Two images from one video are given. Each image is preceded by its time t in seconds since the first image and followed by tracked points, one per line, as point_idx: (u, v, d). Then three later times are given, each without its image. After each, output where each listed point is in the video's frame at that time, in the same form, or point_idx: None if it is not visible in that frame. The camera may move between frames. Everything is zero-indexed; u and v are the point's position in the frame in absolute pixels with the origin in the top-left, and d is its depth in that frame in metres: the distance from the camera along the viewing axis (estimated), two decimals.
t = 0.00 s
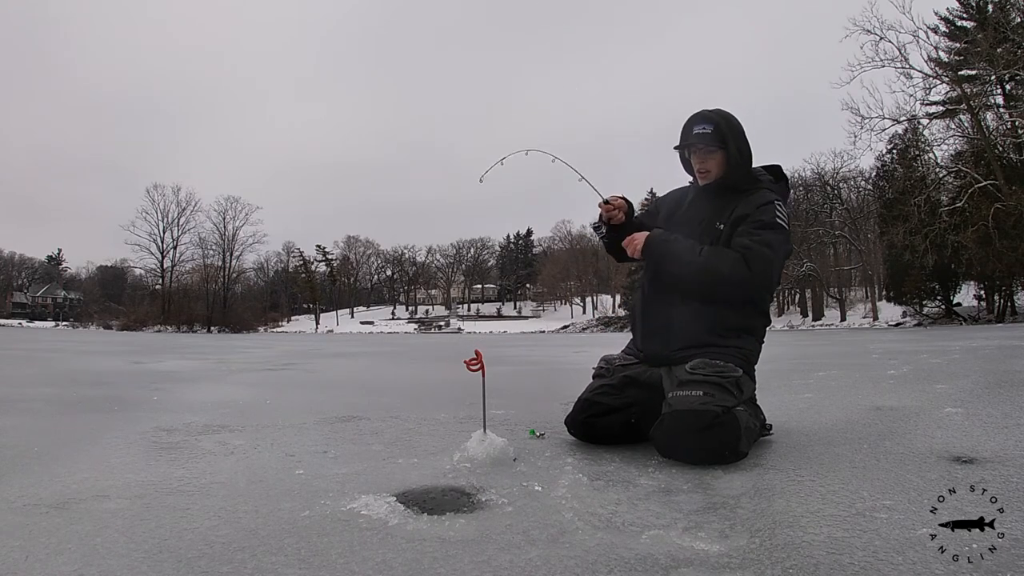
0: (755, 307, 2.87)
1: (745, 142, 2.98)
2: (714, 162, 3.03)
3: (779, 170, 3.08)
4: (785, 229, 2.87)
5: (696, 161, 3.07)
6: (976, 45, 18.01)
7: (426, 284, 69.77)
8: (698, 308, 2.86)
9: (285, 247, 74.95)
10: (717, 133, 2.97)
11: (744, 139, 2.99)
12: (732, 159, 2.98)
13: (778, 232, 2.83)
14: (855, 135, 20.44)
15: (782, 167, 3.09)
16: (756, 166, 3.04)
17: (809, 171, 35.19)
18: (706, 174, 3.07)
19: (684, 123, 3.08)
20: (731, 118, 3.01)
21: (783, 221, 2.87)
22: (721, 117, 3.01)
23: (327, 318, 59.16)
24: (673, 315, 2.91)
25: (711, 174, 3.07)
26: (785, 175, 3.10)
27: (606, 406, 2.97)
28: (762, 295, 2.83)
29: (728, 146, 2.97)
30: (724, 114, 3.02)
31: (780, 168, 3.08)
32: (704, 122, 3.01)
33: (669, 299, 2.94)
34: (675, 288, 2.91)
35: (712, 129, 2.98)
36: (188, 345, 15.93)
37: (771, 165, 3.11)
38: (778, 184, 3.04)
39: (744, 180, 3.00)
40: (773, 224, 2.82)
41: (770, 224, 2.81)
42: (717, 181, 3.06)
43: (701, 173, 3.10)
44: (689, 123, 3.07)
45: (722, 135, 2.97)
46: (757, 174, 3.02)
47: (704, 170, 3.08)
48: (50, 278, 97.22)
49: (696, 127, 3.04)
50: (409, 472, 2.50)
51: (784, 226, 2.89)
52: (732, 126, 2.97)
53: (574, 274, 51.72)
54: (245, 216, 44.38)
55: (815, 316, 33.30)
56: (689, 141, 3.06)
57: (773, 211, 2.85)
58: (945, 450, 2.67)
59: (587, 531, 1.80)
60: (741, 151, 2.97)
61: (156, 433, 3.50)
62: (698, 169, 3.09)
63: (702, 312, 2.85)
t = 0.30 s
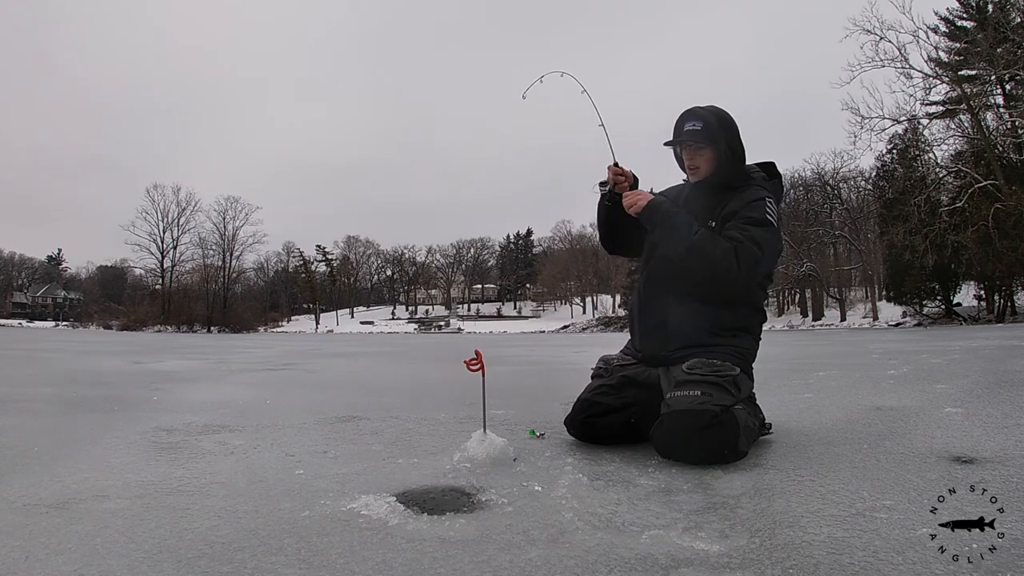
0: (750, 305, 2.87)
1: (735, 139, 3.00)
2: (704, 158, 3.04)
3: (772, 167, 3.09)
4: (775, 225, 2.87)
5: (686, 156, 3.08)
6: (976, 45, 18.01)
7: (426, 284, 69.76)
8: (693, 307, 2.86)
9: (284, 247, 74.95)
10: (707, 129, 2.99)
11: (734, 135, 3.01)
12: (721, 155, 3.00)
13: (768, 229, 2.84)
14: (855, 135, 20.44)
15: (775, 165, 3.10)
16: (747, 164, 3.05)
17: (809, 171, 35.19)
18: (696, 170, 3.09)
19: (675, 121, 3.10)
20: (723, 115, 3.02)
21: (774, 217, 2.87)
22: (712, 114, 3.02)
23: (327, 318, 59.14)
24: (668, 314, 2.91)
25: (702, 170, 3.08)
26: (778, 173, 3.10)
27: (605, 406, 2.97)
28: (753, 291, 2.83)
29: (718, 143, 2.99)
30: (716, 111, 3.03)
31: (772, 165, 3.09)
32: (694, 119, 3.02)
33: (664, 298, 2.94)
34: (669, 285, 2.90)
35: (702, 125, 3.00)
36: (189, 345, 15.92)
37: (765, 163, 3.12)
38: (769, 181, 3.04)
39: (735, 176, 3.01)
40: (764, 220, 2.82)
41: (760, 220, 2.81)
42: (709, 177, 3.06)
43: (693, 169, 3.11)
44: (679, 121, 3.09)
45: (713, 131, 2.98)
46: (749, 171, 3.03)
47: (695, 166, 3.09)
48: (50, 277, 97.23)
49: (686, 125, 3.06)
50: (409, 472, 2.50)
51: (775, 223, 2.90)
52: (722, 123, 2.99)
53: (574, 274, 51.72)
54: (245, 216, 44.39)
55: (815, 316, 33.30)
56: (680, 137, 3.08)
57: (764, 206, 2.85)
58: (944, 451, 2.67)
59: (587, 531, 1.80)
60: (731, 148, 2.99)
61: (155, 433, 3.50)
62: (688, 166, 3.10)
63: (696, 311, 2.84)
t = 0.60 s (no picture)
0: (746, 300, 2.87)
1: (736, 137, 3.00)
2: (706, 156, 3.04)
3: (773, 168, 3.08)
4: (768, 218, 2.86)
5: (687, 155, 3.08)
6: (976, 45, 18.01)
7: (426, 284, 69.78)
8: (692, 301, 2.86)
9: (284, 247, 74.98)
10: (709, 128, 3.00)
11: (736, 134, 3.01)
12: (721, 154, 3.00)
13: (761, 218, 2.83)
14: (856, 135, 20.43)
15: (776, 165, 3.09)
16: (748, 164, 3.04)
17: (809, 172, 35.21)
18: (697, 168, 3.08)
19: (678, 121, 3.11)
20: (727, 115, 3.03)
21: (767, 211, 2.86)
22: (714, 113, 3.04)
23: (327, 318, 59.13)
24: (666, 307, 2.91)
25: (703, 169, 3.08)
26: (779, 173, 3.10)
27: (606, 406, 2.96)
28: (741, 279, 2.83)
29: (718, 142, 3.00)
30: (719, 112, 3.05)
31: (773, 164, 3.08)
32: (696, 117, 3.04)
33: (663, 292, 2.95)
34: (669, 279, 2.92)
35: (705, 124, 3.01)
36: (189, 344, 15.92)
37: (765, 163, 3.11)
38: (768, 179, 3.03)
39: (733, 173, 3.00)
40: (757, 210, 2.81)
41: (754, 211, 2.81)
42: (709, 177, 3.06)
43: (695, 169, 3.12)
44: (682, 121, 3.11)
45: (713, 129, 3.00)
46: (749, 168, 3.02)
47: (696, 165, 3.10)
48: (50, 277, 97.20)
49: (689, 123, 3.07)
50: (410, 472, 2.50)
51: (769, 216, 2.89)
52: (723, 122, 3.01)
53: (574, 274, 51.72)
54: (245, 216, 44.41)
55: (815, 316, 33.32)
56: (683, 136, 3.09)
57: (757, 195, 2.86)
58: (944, 450, 2.67)
59: (588, 531, 1.80)
60: (732, 147, 3.00)
61: (155, 433, 3.50)
62: (690, 164, 3.11)
63: (693, 303, 2.85)
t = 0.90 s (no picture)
0: (748, 298, 2.89)
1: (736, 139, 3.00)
2: (707, 159, 3.03)
3: (772, 169, 3.10)
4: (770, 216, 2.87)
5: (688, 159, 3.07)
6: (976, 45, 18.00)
7: (426, 284, 69.79)
8: (694, 299, 2.87)
9: (284, 247, 75.00)
10: (709, 132, 3.01)
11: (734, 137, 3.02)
12: (722, 156, 3.00)
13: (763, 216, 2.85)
14: (855, 134, 20.43)
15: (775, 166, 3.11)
16: (748, 165, 3.06)
17: (809, 172, 35.20)
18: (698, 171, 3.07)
19: (678, 123, 3.11)
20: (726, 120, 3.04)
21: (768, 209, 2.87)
22: (713, 117, 3.04)
23: (327, 318, 59.16)
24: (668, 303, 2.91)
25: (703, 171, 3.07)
26: (778, 174, 3.11)
27: (605, 406, 2.97)
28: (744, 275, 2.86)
29: (719, 144, 3.00)
30: (717, 115, 3.05)
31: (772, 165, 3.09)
32: (696, 122, 3.04)
33: (666, 290, 2.97)
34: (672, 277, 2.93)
35: (705, 127, 3.01)
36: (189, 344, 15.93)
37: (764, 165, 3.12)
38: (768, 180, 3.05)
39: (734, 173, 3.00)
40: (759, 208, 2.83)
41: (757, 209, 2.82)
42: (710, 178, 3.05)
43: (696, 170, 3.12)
44: (682, 125, 3.10)
45: (713, 133, 3.00)
46: (749, 170, 3.03)
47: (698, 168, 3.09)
48: (50, 277, 97.23)
49: (689, 128, 3.07)
50: (410, 472, 2.50)
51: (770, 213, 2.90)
52: (723, 124, 3.02)
53: (574, 274, 51.72)
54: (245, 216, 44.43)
55: (815, 316, 33.33)
56: (683, 141, 3.09)
57: (757, 189, 2.88)
58: (944, 450, 2.67)
59: (588, 531, 1.80)
60: (732, 148, 2.99)
61: (156, 433, 3.50)
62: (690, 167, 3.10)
63: (695, 300, 2.86)
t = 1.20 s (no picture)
0: (751, 297, 2.90)
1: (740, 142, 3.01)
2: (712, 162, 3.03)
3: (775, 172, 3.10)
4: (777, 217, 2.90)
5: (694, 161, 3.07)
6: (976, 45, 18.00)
7: (426, 284, 69.77)
8: (698, 296, 2.87)
9: (284, 247, 75.02)
10: (714, 135, 3.00)
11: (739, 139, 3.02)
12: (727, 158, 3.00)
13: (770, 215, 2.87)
14: (855, 134, 20.42)
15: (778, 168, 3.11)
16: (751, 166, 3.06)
17: (809, 171, 35.20)
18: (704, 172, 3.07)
19: (684, 127, 3.09)
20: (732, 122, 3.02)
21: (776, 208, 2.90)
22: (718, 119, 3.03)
23: (327, 318, 59.15)
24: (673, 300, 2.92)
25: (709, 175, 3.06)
26: (781, 176, 3.12)
27: (605, 406, 2.97)
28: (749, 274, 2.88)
29: (724, 146, 2.99)
30: (721, 117, 3.04)
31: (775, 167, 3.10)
32: (701, 124, 3.03)
33: (669, 288, 2.98)
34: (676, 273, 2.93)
35: (710, 130, 3.00)
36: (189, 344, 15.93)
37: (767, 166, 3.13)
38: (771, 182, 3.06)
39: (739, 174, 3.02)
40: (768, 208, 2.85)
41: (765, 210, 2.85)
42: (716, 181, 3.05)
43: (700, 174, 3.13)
44: (687, 127, 3.10)
45: (718, 135, 2.99)
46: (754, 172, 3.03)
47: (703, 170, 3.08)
48: (51, 277, 97.29)
49: (695, 130, 3.06)
50: (410, 472, 2.50)
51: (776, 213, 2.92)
52: (729, 127, 3.02)
53: (574, 274, 51.73)
54: (245, 216, 44.44)
55: (815, 316, 33.33)
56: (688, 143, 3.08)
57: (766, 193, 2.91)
58: (945, 450, 2.67)
59: (588, 531, 1.80)
60: (738, 151, 3.00)
61: (156, 433, 3.51)
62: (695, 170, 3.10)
63: (697, 298, 2.87)
